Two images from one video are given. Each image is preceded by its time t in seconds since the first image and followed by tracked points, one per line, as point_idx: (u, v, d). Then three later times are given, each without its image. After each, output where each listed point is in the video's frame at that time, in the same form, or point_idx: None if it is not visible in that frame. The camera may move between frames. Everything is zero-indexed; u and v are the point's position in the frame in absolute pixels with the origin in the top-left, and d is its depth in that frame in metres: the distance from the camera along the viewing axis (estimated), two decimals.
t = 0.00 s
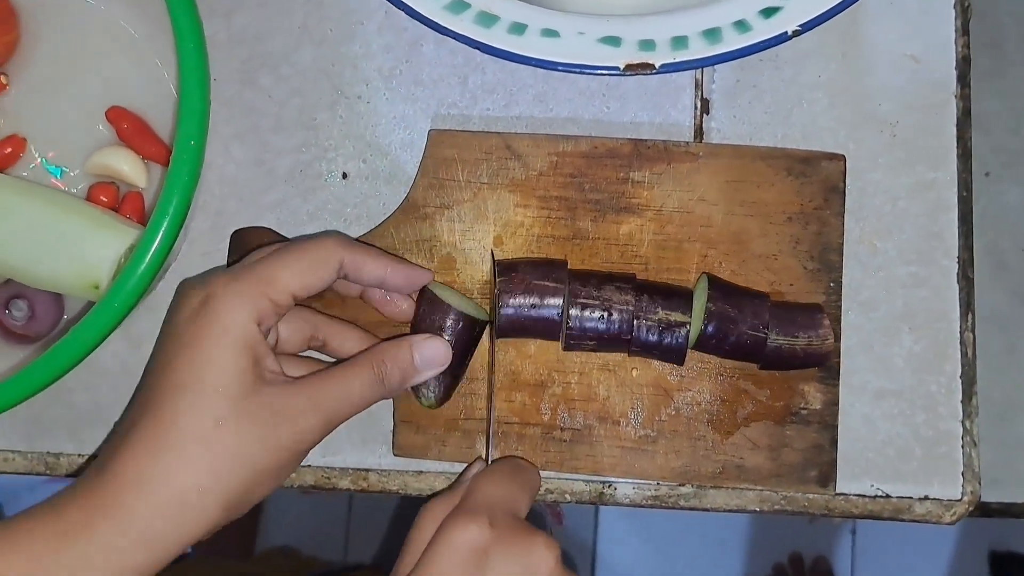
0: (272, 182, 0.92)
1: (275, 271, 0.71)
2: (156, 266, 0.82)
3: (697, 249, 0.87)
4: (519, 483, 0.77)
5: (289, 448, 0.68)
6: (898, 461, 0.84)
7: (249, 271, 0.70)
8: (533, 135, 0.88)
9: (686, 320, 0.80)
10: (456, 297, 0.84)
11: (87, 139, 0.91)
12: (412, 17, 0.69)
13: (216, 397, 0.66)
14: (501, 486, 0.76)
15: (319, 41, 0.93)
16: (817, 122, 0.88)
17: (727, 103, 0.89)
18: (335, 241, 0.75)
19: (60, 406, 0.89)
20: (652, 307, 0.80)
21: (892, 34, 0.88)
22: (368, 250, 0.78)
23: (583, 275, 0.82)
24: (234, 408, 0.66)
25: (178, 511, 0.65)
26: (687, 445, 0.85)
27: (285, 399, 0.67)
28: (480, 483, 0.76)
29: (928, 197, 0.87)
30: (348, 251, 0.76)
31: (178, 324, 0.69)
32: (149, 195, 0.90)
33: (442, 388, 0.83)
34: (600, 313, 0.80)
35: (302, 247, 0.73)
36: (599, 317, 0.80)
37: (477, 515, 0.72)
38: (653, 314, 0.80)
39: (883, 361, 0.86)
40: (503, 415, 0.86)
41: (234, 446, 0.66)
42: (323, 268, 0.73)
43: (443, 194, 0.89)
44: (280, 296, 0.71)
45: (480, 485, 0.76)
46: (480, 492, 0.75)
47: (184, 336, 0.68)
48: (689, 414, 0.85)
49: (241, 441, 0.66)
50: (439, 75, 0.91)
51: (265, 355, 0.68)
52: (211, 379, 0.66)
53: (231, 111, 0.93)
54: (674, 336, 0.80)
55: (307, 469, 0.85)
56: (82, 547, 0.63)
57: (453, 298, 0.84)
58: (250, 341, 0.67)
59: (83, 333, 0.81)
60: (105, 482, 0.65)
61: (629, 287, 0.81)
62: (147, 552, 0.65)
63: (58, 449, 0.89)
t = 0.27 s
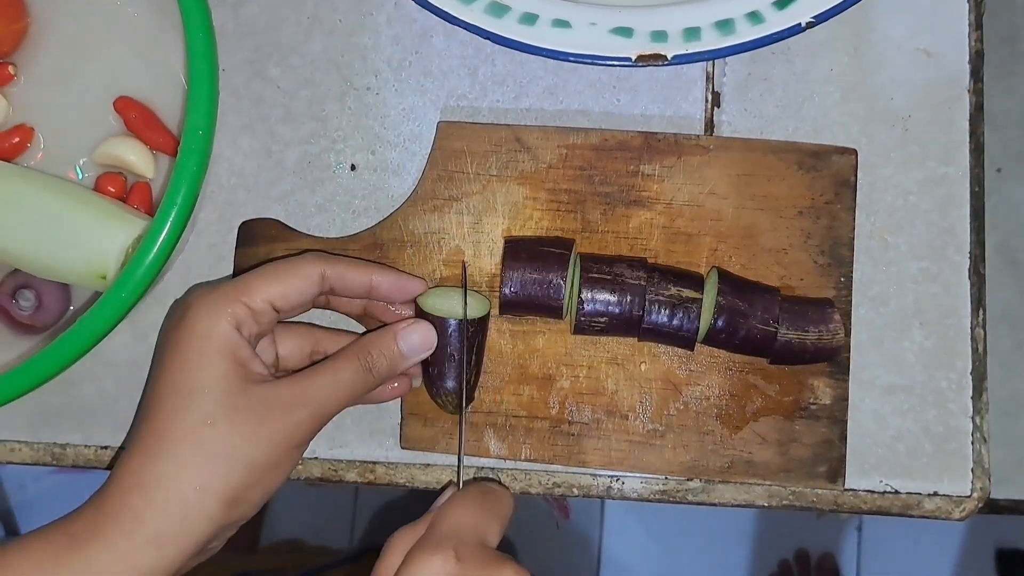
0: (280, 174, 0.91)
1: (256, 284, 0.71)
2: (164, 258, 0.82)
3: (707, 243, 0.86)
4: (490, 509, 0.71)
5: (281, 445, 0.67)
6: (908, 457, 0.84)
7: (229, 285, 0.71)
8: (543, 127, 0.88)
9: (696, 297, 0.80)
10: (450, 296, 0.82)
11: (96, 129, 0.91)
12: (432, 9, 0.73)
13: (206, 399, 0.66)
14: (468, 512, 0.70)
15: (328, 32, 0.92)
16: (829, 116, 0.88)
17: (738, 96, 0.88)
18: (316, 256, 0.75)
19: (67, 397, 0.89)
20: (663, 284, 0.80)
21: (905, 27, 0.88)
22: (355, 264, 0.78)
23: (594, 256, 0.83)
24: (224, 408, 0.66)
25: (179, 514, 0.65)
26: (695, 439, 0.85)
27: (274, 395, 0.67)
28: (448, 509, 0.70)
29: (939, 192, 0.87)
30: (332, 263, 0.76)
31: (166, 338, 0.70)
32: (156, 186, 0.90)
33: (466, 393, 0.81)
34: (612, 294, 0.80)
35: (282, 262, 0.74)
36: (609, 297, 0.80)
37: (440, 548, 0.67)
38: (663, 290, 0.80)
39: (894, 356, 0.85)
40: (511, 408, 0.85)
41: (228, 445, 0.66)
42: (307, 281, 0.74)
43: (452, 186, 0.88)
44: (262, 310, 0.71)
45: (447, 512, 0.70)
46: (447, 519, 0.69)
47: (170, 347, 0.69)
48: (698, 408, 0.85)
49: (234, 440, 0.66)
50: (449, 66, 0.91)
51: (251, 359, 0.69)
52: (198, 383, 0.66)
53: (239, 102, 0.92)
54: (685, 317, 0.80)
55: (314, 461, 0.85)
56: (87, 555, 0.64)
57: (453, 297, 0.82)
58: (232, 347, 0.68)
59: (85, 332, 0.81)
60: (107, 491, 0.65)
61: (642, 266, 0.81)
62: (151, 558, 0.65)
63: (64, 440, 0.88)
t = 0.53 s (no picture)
0: (274, 174, 0.91)
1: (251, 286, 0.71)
2: (157, 259, 0.82)
3: (702, 243, 0.86)
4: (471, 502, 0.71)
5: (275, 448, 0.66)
6: (905, 455, 0.84)
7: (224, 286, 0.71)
8: (538, 127, 0.88)
9: (691, 303, 0.80)
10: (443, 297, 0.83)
11: (89, 130, 0.91)
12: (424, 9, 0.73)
13: (197, 402, 0.66)
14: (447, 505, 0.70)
15: (321, 31, 0.92)
16: (824, 113, 0.88)
17: (733, 93, 0.88)
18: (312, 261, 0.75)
19: (62, 399, 0.89)
20: (657, 289, 0.80)
21: (901, 24, 0.87)
22: (347, 267, 0.78)
23: (588, 261, 0.82)
24: (215, 409, 0.66)
25: (171, 518, 0.65)
26: (691, 439, 0.84)
27: (265, 397, 0.66)
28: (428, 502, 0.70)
29: (936, 189, 0.86)
30: (327, 268, 0.75)
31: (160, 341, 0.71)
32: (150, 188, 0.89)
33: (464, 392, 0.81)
34: (606, 298, 0.80)
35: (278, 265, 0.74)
36: (603, 304, 0.80)
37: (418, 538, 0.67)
38: (658, 295, 0.80)
39: (890, 354, 0.85)
40: (506, 408, 0.85)
41: (220, 447, 0.65)
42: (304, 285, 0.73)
43: (447, 186, 0.88)
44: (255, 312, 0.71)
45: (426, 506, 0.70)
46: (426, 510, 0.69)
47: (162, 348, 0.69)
48: (694, 408, 0.85)
49: (227, 441, 0.65)
50: (443, 65, 0.90)
51: (243, 360, 0.69)
52: (191, 384, 0.66)
53: (233, 102, 0.92)
54: (679, 321, 0.80)
55: (309, 463, 0.85)
56: (81, 558, 0.64)
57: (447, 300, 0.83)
58: (224, 348, 0.68)
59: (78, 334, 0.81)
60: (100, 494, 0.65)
61: (636, 271, 0.81)
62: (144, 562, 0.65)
63: (59, 442, 0.88)
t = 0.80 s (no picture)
0: (272, 171, 0.91)
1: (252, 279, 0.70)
2: (154, 257, 0.81)
3: (705, 238, 0.86)
4: (471, 474, 0.73)
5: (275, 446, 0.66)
6: (904, 451, 0.84)
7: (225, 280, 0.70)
8: (540, 120, 0.87)
9: (693, 304, 0.80)
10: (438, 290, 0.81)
11: (87, 127, 0.91)
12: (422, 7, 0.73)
13: (197, 399, 0.66)
14: (447, 480, 0.72)
15: (319, 28, 0.91)
16: (823, 109, 0.87)
17: (732, 89, 0.88)
18: (311, 252, 0.75)
19: (60, 398, 0.89)
20: (659, 291, 0.79)
21: (900, 19, 0.87)
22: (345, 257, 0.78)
23: (589, 258, 0.82)
24: (215, 408, 0.66)
25: (168, 516, 0.65)
26: (691, 434, 0.84)
27: (266, 395, 0.66)
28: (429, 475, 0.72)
29: (935, 185, 0.86)
30: (325, 259, 0.76)
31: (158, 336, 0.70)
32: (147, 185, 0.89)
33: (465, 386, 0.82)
34: (608, 297, 0.79)
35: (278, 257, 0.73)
36: (606, 302, 0.79)
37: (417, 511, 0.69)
38: (659, 297, 0.79)
39: (890, 350, 0.85)
40: (506, 402, 0.85)
41: (219, 446, 0.65)
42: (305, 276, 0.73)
43: (449, 178, 0.88)
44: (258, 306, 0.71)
45: (426, 479, 0.72)
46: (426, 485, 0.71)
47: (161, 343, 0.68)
48: (694, 404, 0.84)
49: (226, 440, 0.65)
50: (441, 62, 0.90)
51: (244, 355, 0.68)
52: (191, 382, 0.66)
53: (231, 99, 0.92)
54: (681, 321, 0.79)
55: (309, 460, 0.85)
56: (76, 555, 0.64)
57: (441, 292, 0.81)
58: (226, 344, 0.67)
59: (75, 332, 0.81)
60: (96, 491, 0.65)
61: (637, 270, 0.81)
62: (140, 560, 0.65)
63: (58, 441, 0.88)
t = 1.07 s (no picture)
0: (277, 164, 0.91)
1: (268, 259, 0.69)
2: (158, 248, 0.81)
3: (719, 233, 0.85)
4: (492, 448, 0.75)
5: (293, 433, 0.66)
6: (909, 447, 0.84)
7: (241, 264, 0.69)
8: (565, 103, 0.87)
9: (706, 289, 0.80)
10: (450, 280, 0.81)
11: (92, 119, 0.90)
12: None
13: (214, 390, 0.65)
14: (468, 451, 0.74)
15: (325, 20, 0.91)
16: (830, 105, 0.87)
17: (739, 85, 0.88)
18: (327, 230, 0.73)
19: (63, 389, 0.88)
20: (673, 273, 0.80)
21: (907, 15, 0.87)
22: (361, 234, 0.76)
23: (606, 238, 0.82)
24: (231, 396, 0.65)
25: (184, 506, 0.64)
26: (693, 427, 0.84)
27: (285, 383, 0.66)
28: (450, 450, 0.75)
29: (941, 182, 0.86)
30: (342, 237, 0.74)
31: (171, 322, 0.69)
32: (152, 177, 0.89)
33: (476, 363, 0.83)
34: (623, 278, 0.79)
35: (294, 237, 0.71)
36: (619, 283, 0.79)
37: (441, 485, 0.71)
38: (673, 279, 0.80)
39: (895, 346, 0.85)
40: (510, 381, 0.85)
41: (235, 434, 0.65)
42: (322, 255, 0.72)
43: (470, 154, 0.88)
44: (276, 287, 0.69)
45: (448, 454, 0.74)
46: (446, 458, 0.73)
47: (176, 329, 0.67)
48: (698, 396, 0.84)
49: (242, 429, 0.65)
50: (448, 55, 0.90)
51: (263, 342, 0.68)
52: (206, 371, 0.66)
53: (236, 92, 0.91)
54: (690, 310, 0.80)
55: (312, 453, 0.84)
56: (94, 546, 0.63)
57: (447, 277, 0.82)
58: (244, 331, 0.67)
59: (81, 323, 0.80)
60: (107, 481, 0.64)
61: (653, 253, 0.81)
62: (154, 549, 0.64)
63: (61, 432, 0.88)
